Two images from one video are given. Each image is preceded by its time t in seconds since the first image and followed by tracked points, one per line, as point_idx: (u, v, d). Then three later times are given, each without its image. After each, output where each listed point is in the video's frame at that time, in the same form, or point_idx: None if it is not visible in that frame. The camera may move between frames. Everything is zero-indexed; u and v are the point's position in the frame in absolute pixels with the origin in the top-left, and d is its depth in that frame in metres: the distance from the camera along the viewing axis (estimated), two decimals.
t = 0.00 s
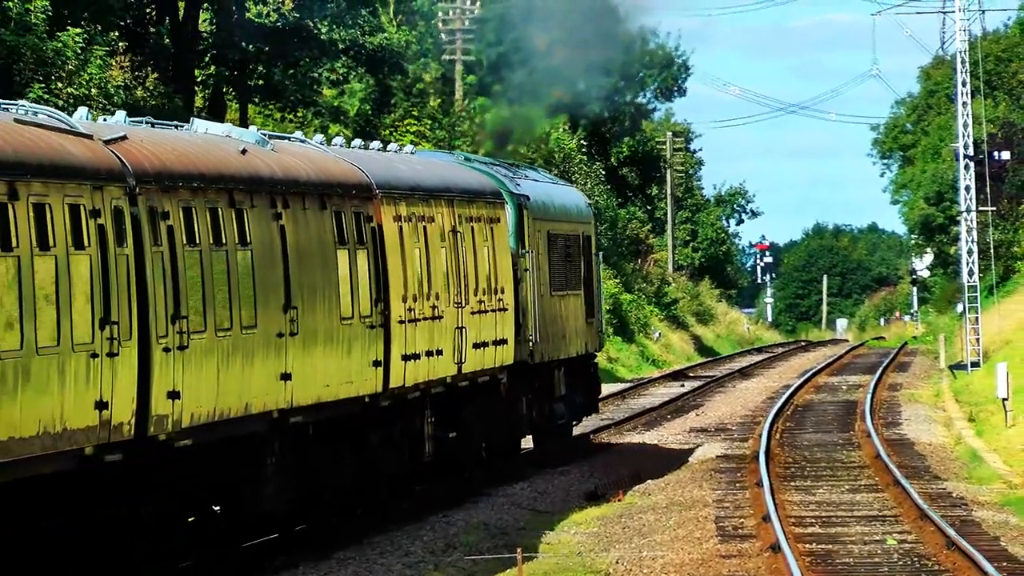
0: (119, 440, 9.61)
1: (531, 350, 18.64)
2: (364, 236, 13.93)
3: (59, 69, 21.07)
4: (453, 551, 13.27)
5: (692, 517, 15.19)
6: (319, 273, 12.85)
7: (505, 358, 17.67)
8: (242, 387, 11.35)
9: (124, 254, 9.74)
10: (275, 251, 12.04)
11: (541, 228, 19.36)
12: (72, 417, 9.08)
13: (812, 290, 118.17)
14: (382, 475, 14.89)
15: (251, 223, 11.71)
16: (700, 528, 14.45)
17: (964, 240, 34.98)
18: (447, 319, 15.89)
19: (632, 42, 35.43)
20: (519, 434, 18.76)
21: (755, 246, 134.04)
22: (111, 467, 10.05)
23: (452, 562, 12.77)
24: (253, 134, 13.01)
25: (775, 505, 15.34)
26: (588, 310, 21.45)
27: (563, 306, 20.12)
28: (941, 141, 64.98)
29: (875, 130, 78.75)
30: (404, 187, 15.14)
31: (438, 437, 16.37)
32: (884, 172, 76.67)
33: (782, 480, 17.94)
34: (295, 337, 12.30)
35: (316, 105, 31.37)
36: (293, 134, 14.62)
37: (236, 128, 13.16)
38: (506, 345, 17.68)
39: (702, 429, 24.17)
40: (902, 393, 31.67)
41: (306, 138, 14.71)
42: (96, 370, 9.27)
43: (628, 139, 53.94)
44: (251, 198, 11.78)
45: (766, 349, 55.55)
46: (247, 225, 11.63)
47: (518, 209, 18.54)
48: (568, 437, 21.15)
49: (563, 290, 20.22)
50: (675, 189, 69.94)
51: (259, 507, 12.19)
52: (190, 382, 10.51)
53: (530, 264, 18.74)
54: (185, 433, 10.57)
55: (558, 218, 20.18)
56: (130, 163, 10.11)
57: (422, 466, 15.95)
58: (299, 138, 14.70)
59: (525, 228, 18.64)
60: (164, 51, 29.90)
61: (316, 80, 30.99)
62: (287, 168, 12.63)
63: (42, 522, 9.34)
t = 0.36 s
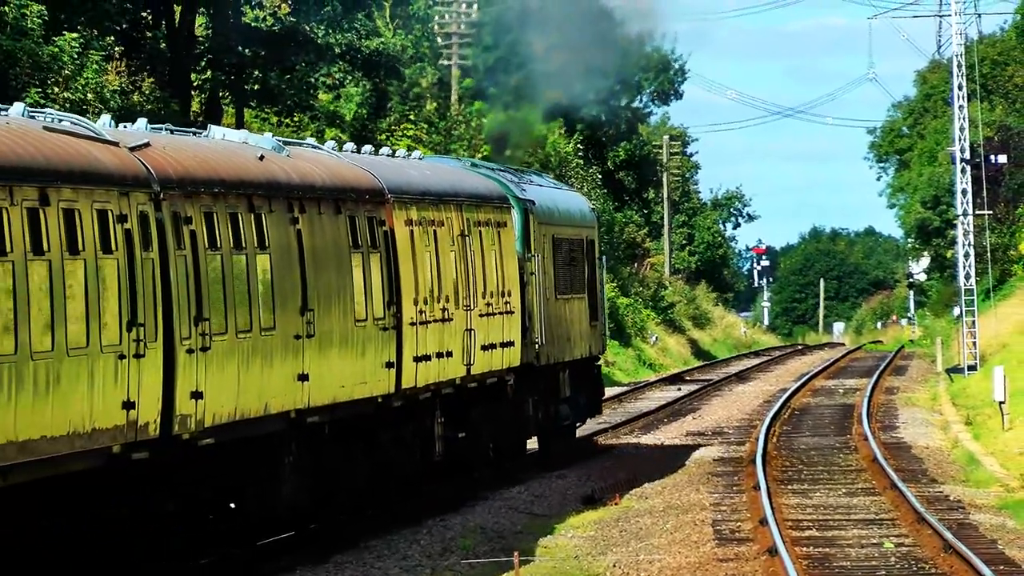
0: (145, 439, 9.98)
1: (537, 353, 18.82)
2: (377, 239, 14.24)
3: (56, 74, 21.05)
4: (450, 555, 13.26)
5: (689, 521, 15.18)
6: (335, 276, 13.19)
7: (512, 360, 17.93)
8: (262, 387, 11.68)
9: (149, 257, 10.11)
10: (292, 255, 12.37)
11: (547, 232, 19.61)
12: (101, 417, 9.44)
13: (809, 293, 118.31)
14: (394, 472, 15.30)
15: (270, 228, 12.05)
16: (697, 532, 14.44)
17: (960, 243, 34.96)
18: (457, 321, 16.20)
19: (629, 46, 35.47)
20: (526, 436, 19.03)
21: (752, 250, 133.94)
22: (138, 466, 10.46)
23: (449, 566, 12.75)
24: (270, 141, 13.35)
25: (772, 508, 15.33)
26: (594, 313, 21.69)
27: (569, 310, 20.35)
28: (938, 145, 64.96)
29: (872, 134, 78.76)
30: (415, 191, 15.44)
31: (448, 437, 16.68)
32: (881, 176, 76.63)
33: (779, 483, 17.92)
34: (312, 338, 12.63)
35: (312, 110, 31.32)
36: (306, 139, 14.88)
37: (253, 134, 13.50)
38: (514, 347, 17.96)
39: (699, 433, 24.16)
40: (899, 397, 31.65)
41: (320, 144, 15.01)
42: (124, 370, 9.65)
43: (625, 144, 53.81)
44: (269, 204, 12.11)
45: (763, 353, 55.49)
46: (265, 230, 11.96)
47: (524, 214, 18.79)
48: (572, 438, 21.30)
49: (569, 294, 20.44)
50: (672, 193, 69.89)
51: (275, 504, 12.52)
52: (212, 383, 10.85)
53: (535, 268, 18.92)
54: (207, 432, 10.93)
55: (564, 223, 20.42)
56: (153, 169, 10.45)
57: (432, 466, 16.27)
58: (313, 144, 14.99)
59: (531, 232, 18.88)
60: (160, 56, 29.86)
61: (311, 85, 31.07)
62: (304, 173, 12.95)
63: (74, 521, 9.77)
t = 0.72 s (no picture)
0: (174, 434, 10.37)
1: (547, 353, 19.29)
2: (394, 241, 14.62)
3: (57, 75, 21.09)
4: (450, 556, 13.26)
5: (689, 522, 15.19)
6: (355, 277, 13.57)
7: (522, 359, 18.35)
8: (285, 385, 12.07)
9: (177, 259, 10.49)
10: (314, 256, 12.75)
11: (556, 234, 19.96)
12: (132, 415, 9.79)
13: (811, 294, 118.29)
14: (406, 468, 15.74)
15: (293, 229, 12.43)
16: (698, 533, 14.46)
17: (961, 244, 34.96)
18: (470, 320, 16.57)
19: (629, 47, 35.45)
20: (534, 434, 19.42)
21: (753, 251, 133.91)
22: (168, 460, 10.82)
23: (450, 567, 12.76)
24: (291, 144, 13.75)
25: (772, 510, 15.32)
26: (601, 313, 22.06)
27: (577, 310, 20.71)
28: (939, 146, 64.95)
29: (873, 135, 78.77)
30: (430, 193, 15.82)
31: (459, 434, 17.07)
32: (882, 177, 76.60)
33: (779, 485, 17.92)
34: (332, 337, 13.01)
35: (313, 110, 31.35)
36: (324, 142, 15.24)
37: (273, 137, 13.90)
38: (523, 346, 18.33)
39: (700, 434, 24.17)
40: (899, 398, 31.67)
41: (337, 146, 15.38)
42: (154, 368, 10.03)
43: (626, 145, 53.68)
44: (292, 206, 12.49)
45: (764, 355, 55.47)
46: (288, 231, 12.34)
47: (534, 216, 19.14)
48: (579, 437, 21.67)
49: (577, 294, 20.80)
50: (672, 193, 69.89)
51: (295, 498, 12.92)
52: (238, 381, 11.22)
53: (545, 269, 19.29)
54: (233, 429, 11.31)
55: (572, 225, 20.76)
56: (182, 172, 10.83)
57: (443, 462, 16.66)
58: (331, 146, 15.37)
59: (540, 234, 19.24)
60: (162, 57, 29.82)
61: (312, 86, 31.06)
62: (325, 176, 13.34)
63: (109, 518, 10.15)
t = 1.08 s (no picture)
0: (204, 424, 10.68)
1: (558, 345, 19.57)
2: (412, 234, 14.99)
3: (60, 69, 21.10)
4: (454, 550, 13.25)
5: (693, 516, 15.18)
6: (375, 270, 13.93)
7: (536, 351, 18.67)
8: (310, 375, 12.43)
9: (207, 252, 10.79)
10: (335, 249, 13.12)
11: (567, 228, 20.25)
12: (163, 404, 10.09)
13: (814, 288, 118.53)
14: (425, 457, 16.07)
15: (316, 223, 12.80)
16: (701, 527, 14.45)
17: (964, 238, 34.93)
18: (485, 313, 16.91)
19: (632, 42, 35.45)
20: (547, 425, 19.77)
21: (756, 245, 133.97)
22: (199, 449, 11.16)
23: (452, 561, 12.75)
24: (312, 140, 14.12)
25: (775, 504, 15.33)
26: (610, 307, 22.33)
27: (587, 303, 20.99)
28: (942, 140, 64.88)
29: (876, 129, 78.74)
30: (446, 188, 16.18)
31: (476, 425, 17.41)
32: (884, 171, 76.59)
33: (782, 479, 17.91)
34: (353, 328, 13.35)
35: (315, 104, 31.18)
36: (343, 138, 15.60)
37: (294, 134, 14.28)
38: (536, 339, 18.66)
39: (703, 428, 24.15)
40: (902, 392, 31.69)
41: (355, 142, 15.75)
42: (184, 358, 10.34)
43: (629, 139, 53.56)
44: (315, 200, 12.85)
45: (768, 349, 55.48)
46: (311, 225, 12.70)
47: (546, 211, 19.44)
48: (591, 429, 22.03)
49: (587, 288, 21.07)
50: (675, 188, 69.89)
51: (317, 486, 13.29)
52: (265, 372, 11.56)
53: (557, 263, 19.60)
54: (261, 418, 11.67)
55: (582, 219, 21.05)
56: (211, 167, 11.18)
57: (460, 452, 17.00)
58: (349, 142, 15.73)
59: (552, 228, 19.54)
60: (164, 51, 29.81)
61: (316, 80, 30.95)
62: (345, 172, 13.70)
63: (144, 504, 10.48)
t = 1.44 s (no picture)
0: (232, 407, 11.10)
1: (568, 333, 19.84)
2: (429, 223, 15.34)
3: (61, 58, 21.08)
4: (455, 539, 13.26)
5: (694, 504, 15.19)
6: (394, 258, 14.30)
7: (547, 339, 18.99)
8: (331, 360, 12.83)
9: (233, 241, 11.17)
10: (355, 238, 13.48)
11: (577, 217, 20.51)
12: (193, 389, 10.47)
13: (815, 277, 118.58)
14: (441, 443, 16.43)
15: (337, 212, 13.16)
16: (703, 515, 14.47)
17: (966, 227, 34.89)
18: (499, 300, 17.26)
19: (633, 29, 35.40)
20: (557, 411, 20.10)
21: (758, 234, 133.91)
22: (226, 433, 11.53)
23: (454, 550, 12.75)
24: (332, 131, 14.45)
25: (777, 492, 15.34)
26: (618, 295, 22.58)
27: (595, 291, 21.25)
28: (943, 129, 64.77)
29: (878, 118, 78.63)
30: (462, 177, 16.50)
31: (489, 411, 17.77)
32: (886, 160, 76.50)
33: (784, 467, 17.93)
34: (372, 315, 13.74)
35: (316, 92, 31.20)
36: (361, 129, 15.92)
37: (315, 124, 14.61)
38: (547, 327, 18.98)
39: (705, 416, 24.17)
40: (904, 380, 31.72)
41: (373, 132, 16.07)
42: (212, 345, 10.72)
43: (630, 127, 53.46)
44: (336, 190, 13.21)
45: (769, 337, 55.45)
46: (332, 214, 13.06)
47: (557, 200, 19.71)
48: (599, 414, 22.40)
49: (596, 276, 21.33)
50: (677, 176, 69.81)
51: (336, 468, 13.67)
52: (288, 357, 11.97)
53: (566, 251, 19.88)
54: (285, 402, 12.09)
55: (591, 209, 21.31)
56: (238, 158, 11.56)
57: (474, 437, 17.36)
58: (367, 132, 16.05)
59: (562, 217, 19.80)
60: (166, 40, 29.77)
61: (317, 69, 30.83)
62: (365, 162, 14.04)
63: (173, 484, 10.85)
